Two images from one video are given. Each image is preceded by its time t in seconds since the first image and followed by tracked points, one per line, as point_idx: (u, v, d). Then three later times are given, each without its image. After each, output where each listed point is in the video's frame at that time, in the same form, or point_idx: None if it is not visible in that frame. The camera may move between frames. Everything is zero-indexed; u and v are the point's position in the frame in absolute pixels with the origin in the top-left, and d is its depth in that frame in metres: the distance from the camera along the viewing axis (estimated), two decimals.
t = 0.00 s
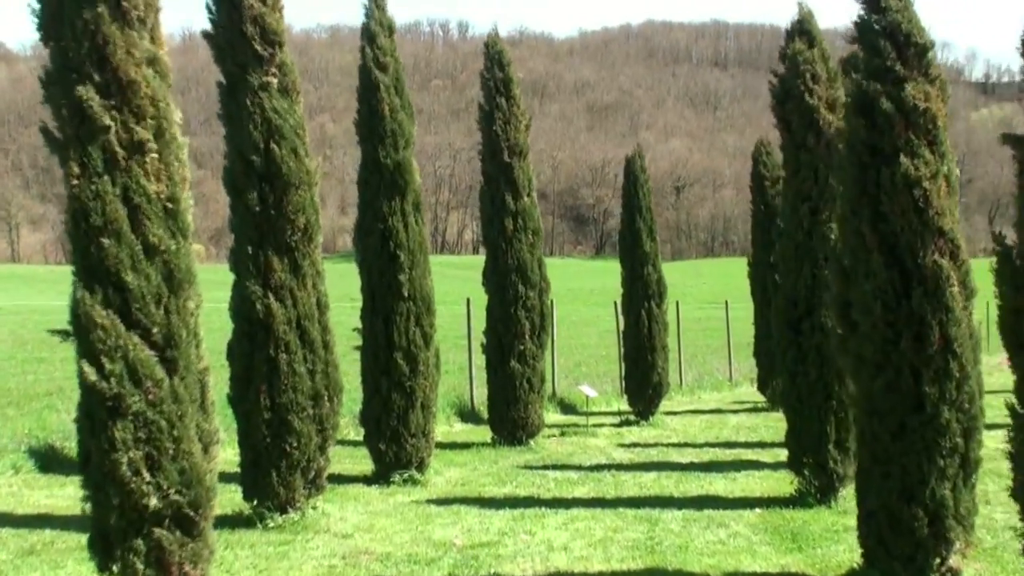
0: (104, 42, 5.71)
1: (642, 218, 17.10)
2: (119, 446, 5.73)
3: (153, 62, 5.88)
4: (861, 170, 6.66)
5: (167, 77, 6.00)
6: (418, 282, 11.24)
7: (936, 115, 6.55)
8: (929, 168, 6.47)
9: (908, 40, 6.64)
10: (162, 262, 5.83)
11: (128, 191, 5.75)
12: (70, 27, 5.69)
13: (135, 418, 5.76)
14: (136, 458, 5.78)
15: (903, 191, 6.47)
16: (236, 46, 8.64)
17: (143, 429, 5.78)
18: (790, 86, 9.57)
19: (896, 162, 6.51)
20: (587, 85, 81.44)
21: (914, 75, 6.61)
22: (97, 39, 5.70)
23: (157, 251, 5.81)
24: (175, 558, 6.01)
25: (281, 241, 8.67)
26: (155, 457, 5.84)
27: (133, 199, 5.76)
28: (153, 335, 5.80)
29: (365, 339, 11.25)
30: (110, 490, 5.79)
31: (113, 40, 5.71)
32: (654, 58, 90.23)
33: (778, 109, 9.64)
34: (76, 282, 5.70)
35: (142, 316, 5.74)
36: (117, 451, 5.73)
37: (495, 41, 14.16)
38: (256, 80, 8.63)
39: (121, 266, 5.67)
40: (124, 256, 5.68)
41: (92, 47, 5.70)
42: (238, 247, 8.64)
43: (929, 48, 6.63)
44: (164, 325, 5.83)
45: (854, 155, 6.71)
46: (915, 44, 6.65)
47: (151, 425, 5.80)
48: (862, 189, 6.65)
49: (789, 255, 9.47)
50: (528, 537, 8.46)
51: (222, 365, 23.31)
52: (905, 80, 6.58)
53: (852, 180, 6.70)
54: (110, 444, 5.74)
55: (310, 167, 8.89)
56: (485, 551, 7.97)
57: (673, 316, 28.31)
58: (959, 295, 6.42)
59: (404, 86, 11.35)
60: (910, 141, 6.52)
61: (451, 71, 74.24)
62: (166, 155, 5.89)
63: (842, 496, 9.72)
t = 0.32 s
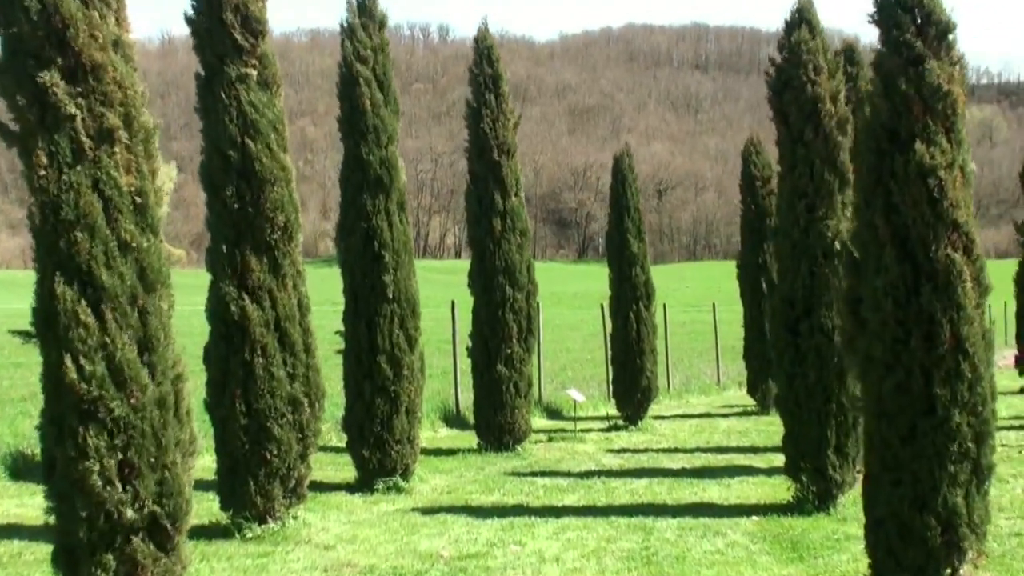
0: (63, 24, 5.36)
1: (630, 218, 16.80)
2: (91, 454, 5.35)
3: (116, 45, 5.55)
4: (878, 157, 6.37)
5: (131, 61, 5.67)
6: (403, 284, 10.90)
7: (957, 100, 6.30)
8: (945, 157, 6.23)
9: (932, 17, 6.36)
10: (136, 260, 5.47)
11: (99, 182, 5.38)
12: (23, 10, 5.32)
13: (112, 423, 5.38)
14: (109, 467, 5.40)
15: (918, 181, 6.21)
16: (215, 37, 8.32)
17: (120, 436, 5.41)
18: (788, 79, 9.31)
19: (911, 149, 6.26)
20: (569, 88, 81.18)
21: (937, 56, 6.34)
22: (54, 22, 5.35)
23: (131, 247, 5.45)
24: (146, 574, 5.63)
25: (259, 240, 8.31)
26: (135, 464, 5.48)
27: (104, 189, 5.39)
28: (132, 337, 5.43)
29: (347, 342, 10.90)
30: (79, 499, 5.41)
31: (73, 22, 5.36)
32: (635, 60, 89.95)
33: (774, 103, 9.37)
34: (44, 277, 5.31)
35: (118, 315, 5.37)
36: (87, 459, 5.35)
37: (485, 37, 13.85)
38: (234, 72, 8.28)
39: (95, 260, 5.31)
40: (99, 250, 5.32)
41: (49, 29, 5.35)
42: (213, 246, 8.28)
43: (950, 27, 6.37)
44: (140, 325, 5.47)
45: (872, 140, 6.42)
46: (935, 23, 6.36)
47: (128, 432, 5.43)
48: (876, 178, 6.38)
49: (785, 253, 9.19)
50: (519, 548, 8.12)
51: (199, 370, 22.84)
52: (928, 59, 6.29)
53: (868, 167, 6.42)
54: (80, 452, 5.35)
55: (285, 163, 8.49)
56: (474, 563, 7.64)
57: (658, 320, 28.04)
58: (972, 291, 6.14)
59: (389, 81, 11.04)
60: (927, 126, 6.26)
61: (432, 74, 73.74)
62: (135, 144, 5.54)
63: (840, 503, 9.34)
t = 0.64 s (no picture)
0: (24, 6, 4.99)
1: (616, 217, 16.48)
2: (52, 471, 4.97)
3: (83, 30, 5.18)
4: (885, 153, 6.05)
5: (99, 48, 5.30)
6: (386, 284, 10.53)
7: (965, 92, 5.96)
8: (956, 153, 5.90)
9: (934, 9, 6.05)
10: (101, 260, 5.10)
11: (60, 177, 5.02)
12: None
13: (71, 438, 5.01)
14: (73, 483, 5.04)
15: (926, 179, 5.88)
16: (195, 27, 7.95)
17: (83, 450, 5.05)
18: (780, 76, 9.01)
19: (919, 146, 5.93)
20: (552, 87, 80.81)
21: (942, 50, 6.04)
22: (14, 6, 4.99)
23: (95, 247, 5.09)
24: None
25: (238, 238, 7.95)
26: (96, 481, 5.11)
27: (64, 183, 5.03)
28: (93, 344, 5.06)
29: (329, 345, 10.52)
30: (41, 520, 5.04)
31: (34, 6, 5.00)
32: (617, 60, 89.64)
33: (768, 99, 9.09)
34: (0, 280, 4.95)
35: (78, 321, 5.01)
36: (48, 476, 4.97)
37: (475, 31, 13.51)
38: (215, 62, 7.92)
39: (54, 263, 4.96)
40: (60, 249, 4.97)
41: (11, 13, 4.98)
42: (191, 245, 7.90)
43: (955, 19, 6.07)
44: (101, 332, 5.08)
45: (879, 135, 6.09)
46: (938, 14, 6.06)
47: (91, 447, 5.07)
48: (883, 175, 6.05)
49: (782, 254, 8.90)
50: (508, 561, 7.77)
51: (176, 373, 22.37)
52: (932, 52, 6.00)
53: (874, 164, 6.09)
54: (40, 469, 4.98)
55: (270, 158, 8.15)
56: None
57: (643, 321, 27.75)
58: (984, 295, 5.79)
59: (367, 74, 10.65)
60: (938, 122, 5.95)
61: (414, 74, 72.46)
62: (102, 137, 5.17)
63: (840, 511, 9.08)
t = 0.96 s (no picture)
0: None
1: (599, 218, 16.16)
2: (10, 484, 4.61)
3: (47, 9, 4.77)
4: (897, 150, 5.74)
5: (63, 27, 4.88)
6: (369, 287, 10.17)
7: (990, 81, 5.68)
8: (977, 144, 5.62)
9: None
10: (62, 257, 4.73)
11: (18, 166, 4.64)
12: None
13: (30, 448, 4.66)
14: (34, 498, 4.68)
15: (946, 172, 5.60)
16: (164, 15, 7.55)
17: (42, 461, 4.68)
18: (777, 70, 8.74)
19: (937, 137, 5.64)
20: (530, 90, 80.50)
21: (969, 35, 5.75)
22: None
23: (55, 242, 4.72)
24: None
25: (212, 236, 7.58)
26: (56, 496, 4.73)
27: (22, 173, 4.64)
28: (51, 347, 4.69)
29: (307, 350, 10.13)
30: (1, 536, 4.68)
31: None
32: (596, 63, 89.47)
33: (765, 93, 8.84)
34: None
35: (35, 322, 4.64)
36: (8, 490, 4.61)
37: (452, 26, 13.18)
38: (185, 51, 7.53)
39: (10, 259, 4.57)
40: (16, 245, 4.59)
41: None
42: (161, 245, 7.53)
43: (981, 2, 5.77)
44: (62, 333, 4.72)
45: (887, 133, 5.79)
46: None
47: (51, 458, 4.70)
48: (897, 173, 5.75)
49: (781, 253, 8.62)
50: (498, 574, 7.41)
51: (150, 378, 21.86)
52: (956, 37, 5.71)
53: (885, 162, 5.80)
54: None
55: (241, 153, 7.78)
56: None
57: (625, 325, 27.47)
58: (1011, 292, 5.53)
59: (344, 68, 10.30)
60: (956, 112, 5.65)
61: (393, 77, 71.40)
62: (65, 124, 4.80)
63: (840, 519, 8.79)
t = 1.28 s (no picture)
0: None
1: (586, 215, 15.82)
2: None
3: None
4: (926, 137, 5.66)
5: (17, 12, 4.55)
6: (351, 287, 9.81)
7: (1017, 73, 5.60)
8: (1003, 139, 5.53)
9: None
10: (16, 262, 4.41)
11: None
12: None
13: None
14: None
15: (972, 169, 5.49)
16: (136, 5, 7.21)
17: None
18: (788, 59, 8.49)
19: (965, 129, 5.54)
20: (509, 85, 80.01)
21: (997, 22, 5.66)
22: None
23: (8, 247, 4.39)
24: None
25: (188, 238, 7.25)
26: (8, 525, 4.36)
27: None
28: (3, 361, 4.34)
29: (287, 354, 9.78)
30: None
31: None
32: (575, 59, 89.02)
33: (768, 84, 8.58)
34: None
35: None
36: None
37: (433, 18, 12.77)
38: (158, 42, 7.18)
39: None
40: None
41: None
42: (134, 246, 7.17)
43: None
44: (14, 345, 4.38)
45: (919, 117, 5.69)
46: None
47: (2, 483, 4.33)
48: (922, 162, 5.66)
49: (778, 251, 8.36)
50: None
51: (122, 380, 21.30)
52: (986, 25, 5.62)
53: (912, 150, 5.69)
54: None
55: (219, 149, 7.43)
56: None
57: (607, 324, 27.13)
58: None
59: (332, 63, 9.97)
60: (985, 105, 5.57)
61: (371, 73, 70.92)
62: (19, 118, 4.46)
63: (838, 526, 8.58)
